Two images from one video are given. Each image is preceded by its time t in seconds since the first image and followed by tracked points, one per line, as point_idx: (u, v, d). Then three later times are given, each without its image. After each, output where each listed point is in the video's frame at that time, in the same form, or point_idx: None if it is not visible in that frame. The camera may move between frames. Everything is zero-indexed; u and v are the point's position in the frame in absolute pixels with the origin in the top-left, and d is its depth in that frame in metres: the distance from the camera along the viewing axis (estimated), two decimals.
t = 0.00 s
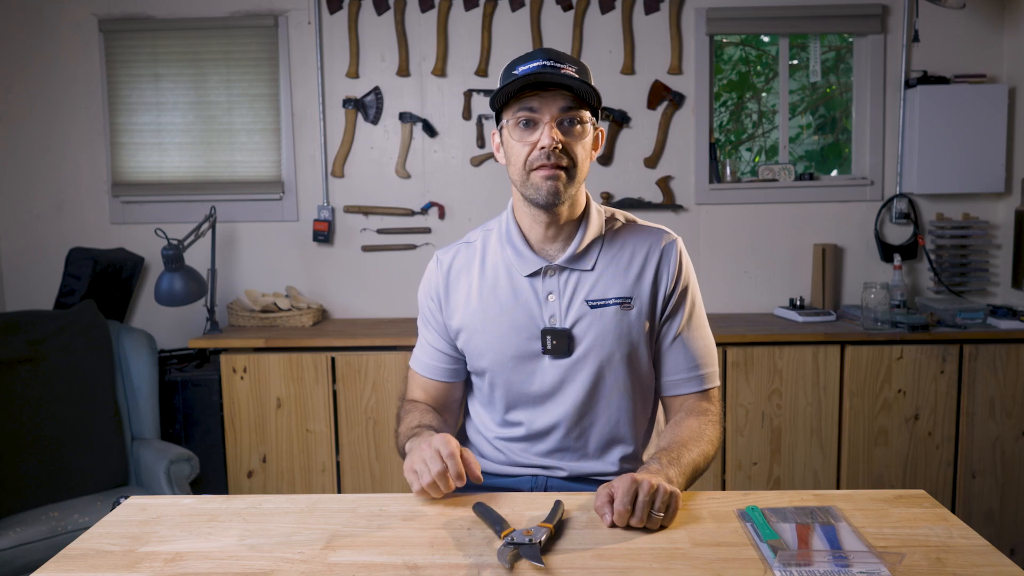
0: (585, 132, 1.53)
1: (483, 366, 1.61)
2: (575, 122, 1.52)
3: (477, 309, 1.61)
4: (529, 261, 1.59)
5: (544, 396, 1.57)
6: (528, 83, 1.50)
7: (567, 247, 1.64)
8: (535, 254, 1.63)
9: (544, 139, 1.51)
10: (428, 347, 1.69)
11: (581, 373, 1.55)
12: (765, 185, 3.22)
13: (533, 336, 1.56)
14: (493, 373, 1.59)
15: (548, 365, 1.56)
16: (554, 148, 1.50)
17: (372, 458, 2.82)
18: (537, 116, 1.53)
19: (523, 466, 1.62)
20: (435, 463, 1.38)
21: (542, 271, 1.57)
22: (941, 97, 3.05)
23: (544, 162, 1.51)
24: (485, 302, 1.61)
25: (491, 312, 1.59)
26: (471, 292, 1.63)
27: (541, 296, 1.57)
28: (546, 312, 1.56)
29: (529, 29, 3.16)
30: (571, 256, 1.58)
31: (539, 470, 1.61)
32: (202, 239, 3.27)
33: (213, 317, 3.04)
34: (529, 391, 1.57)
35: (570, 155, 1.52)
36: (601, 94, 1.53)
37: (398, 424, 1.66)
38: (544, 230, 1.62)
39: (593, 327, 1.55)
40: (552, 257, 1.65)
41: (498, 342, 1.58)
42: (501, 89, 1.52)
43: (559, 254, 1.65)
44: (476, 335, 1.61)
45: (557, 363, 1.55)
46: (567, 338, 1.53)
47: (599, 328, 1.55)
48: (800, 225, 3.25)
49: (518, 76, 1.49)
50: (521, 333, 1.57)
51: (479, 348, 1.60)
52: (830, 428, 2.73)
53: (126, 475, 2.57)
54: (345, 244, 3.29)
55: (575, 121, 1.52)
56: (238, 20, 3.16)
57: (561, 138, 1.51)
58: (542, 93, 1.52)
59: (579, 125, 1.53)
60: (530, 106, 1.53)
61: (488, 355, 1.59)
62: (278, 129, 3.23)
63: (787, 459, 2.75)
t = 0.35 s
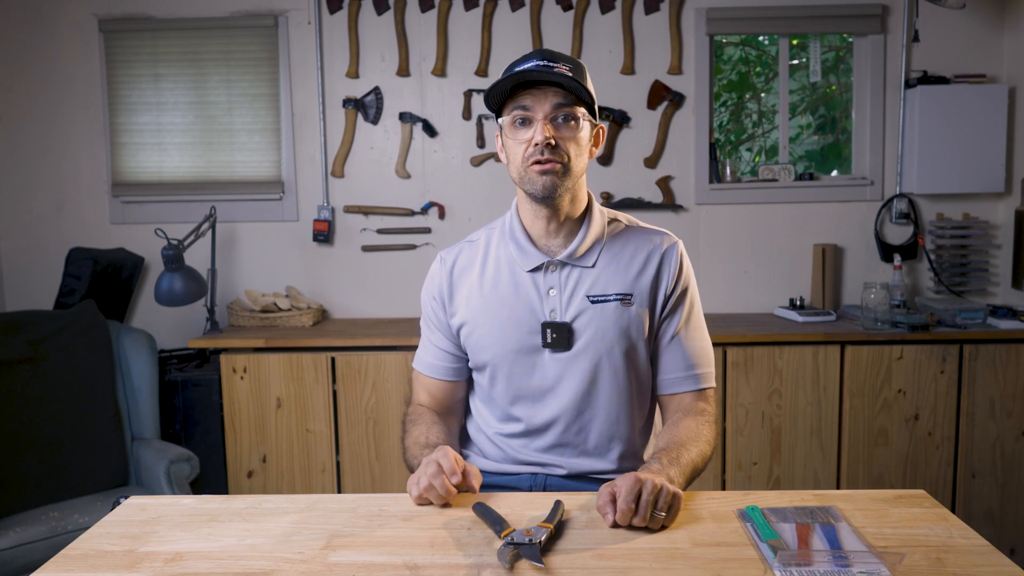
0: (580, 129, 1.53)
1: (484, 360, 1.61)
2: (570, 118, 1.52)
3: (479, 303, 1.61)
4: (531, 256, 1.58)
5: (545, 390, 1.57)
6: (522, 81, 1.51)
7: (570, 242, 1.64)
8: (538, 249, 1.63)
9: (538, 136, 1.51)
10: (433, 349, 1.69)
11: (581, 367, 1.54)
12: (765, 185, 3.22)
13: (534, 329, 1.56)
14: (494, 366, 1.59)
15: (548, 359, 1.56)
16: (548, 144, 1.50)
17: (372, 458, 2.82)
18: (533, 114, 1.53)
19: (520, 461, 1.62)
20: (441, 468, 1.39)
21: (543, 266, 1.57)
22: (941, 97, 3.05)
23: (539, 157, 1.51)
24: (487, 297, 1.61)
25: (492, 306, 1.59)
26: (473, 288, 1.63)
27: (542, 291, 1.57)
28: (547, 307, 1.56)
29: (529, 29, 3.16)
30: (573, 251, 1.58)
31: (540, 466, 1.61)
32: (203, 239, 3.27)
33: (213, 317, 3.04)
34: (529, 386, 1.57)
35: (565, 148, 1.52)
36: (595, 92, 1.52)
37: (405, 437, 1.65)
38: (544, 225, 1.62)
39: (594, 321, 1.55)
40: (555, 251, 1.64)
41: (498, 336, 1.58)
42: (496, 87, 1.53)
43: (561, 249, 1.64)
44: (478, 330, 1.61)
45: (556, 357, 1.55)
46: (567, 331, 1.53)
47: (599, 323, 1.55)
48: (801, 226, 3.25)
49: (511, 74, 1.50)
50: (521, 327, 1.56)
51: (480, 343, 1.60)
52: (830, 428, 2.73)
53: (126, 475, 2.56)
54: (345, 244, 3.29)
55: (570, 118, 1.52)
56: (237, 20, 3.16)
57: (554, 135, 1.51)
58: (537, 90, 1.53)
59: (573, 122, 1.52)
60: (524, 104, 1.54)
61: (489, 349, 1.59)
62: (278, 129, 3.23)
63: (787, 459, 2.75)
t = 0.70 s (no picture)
0: (560, 121, 1.54)
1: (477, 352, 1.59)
2: (547, 112, 1.53)
3: (472, 296, 1.61)
4: (522, 245, 1.60)
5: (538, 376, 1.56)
6: (498, 83, 1.53)
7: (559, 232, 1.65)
8: (528, 240, 1.63)
9: (521, 134, 1.52)
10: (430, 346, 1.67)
11: (575, 350, 1.54)
12: (765, 185, 3.22)
13: (527, 315, 1.56)
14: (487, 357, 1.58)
15: (542, 343, 1.55)
16: (532, 140, 1.51)
17: (372, 458, 2.82)
18: (512, 113, 1.55)
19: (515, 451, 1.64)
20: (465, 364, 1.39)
21: (534, 254, 1.58)
22: (941, 97, 3.05)
23: (526, 155, 1.52)
24: (480, 289, 1.61)
25: (485, 296, 1.59)
26: (468, 282, 1.63)
27: (533, 279, 1.58)
28: (539, 293, 1.57)
29: (529, 29, 3.16)
30: (562, 239, 1.58)
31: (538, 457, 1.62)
32: (203, 239, 3.27)
33: (213, 316, 3.04)
34: (523, 373, 1.57)
35: (548, 141, 1.53)
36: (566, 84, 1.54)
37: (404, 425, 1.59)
38: (533, 219, 1.63)
39: (585, 305, 1.55)
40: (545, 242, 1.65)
41: (492, 325, 1.57)
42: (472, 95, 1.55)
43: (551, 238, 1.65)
44: (471, 321, 1.60)
45: (549, 340, 1.55)
46: (559, 314, 1.53)
47: (591, 305, 1.55)
48: (800, 226, 3.25)
49: (485, 80, 1.52)
50: (514, 314, 1.56)
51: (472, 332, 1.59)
52: (830, 427, 2.73)
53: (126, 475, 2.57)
54: (345, 244, 3.29)
55: (548, 111, 1.53)
56: (237, 21, 3.16)
57: (537, 130, 1.53)
58: (514, 92, 1.55)
59: (552, 115, 1.54)
60: (504, 106, 1.55)
61: (482, 339, 1.58)
62: (278, 129, 3.23)
63: (787, 459, 2.75)
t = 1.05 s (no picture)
0: (538, 112, 1.56)
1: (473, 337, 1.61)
2: (526, 103, 1.56)
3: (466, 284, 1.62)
4: (513, 234, 1.63)
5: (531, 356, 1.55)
6: (472, 82, 1.60)
7: (551, 219, 1.64)
8: (522, 229, 1.63)
9: (499, 125, 1.55)
10: (428, 334, 1.62)
11: (568, 328, 1.56)
12: (764, 185, 3.22)
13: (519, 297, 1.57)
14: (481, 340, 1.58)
15: (536, 323, 1.55)
16: (510, 130, 1.53)
17: (372, 458, 2.82)
18: (492, 109, 1.59)
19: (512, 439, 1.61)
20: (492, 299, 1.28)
21: (527, 240, 1.60)
22: (942, 97, 3.05)
23: (506, 145, 1.54)
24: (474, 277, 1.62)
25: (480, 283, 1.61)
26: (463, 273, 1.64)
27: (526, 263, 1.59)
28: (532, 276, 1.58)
29: (529, 29, 3.16)
30: (556, 225, 1.60)
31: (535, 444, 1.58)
32: (204, 239, 3.27)
33: (212, 317, 3.03)
34: (517, 355, 1.56)
35: (529, 131, 1.55)
36: (543, 80, 1.59)
37: (404, 416, 1.54)
38: (524, 208, 1.63)
39: (578, 284, 1.56)
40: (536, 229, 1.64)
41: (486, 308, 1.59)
42: (451, 96, 1.63)
43: (543, 225, 1.64)
44: (465, 307, 1.60)
45: (542, 321, 1.55)
46: (551, 293, 1.54)
47: (584, 285, 1.56)
48: (801, 226, 3.25)
49: (461, 80, 1.60)
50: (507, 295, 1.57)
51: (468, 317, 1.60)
52: (830, 428, 2.73)
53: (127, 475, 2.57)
54: (345, 244, 3.29)
55: (527, 103, 1.56)
56: (237, 21, 3.16)
57: (515, 121, 1.55)
58: (493, 90, 1.60)
59: (531, 107, 1.56)
60: (485, 104, 1.60)
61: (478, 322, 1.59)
62: (278, 129, 3.23)
63: (787, 459, 2.75)
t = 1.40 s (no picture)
0: (536, 122, 1.74)
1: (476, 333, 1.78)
2: (526, 116, 1.74)
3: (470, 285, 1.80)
4: (512, 237, 1.80)
5: (529, 349, 1.74)
6: (477, 93, 1.79)
7: (547, 224, 1.83)
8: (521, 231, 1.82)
9: (500, 134, 1.72)
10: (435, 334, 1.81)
11: (562, 324, 1.73)
12: (749, 193, 3.41)
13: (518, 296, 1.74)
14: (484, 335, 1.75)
15: (533, 320, 1.73)
16: (511, 139, 1.71)
17: (381, 446, 3.01)
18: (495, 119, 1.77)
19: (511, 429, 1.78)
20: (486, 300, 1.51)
21: (525, 244, 1.78)
22: (915, 108, 3.24)
23: (506, 152, 1.71)
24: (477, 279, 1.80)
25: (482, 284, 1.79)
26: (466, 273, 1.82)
27: (524, 264, 1.77)
28: (530, 276, 1.76)
29: (528, 46, 3.35)
30: (551, 230, 1.78)
31: (532, 432, 1.75)
32: (224, 243, 3.47)
33: (233, 315, 3.22)
34: (516, 348, 1.74)
35: (528, 140, 1.72)
36: (541, 94, 1.78)
37: (416, 407, 1.73)
38: (523, 213, 1.82)
39: (571, 284, 1.74)
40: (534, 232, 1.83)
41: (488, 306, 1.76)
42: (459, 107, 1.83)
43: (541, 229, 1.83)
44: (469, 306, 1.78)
45: (539, 318, 1.73)
46: (546, 292, 1.71)
47: (576, 285, 1.74)
48: (785, 230, 3.44)
49: (467, 92, 1.80)
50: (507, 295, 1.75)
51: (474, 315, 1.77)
52: (808, 419, 2.92)
53: (152, 463, 2.73)
54: (356, 247, 3.48)
55: (526, 115, 1.74)
56: (255, 38, 3.36)
57: (515, 131, 1.72)
58: (496, 102, 1.79)
59: (529, 118, 1.74)
60: (488, 115, 1.78)
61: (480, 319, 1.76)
62: (294, 140, 3.43)
63: (769, 448, 2.94)
